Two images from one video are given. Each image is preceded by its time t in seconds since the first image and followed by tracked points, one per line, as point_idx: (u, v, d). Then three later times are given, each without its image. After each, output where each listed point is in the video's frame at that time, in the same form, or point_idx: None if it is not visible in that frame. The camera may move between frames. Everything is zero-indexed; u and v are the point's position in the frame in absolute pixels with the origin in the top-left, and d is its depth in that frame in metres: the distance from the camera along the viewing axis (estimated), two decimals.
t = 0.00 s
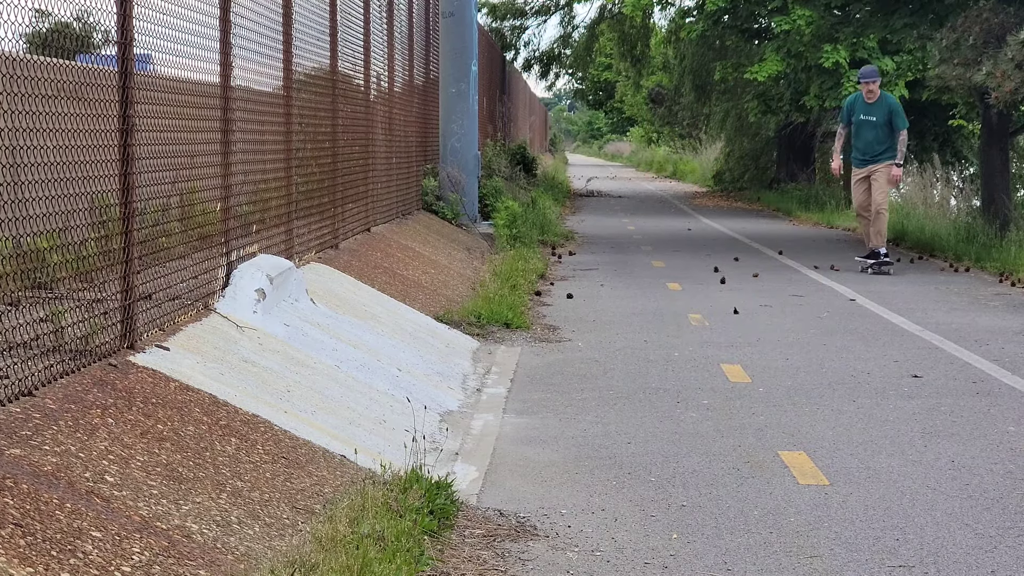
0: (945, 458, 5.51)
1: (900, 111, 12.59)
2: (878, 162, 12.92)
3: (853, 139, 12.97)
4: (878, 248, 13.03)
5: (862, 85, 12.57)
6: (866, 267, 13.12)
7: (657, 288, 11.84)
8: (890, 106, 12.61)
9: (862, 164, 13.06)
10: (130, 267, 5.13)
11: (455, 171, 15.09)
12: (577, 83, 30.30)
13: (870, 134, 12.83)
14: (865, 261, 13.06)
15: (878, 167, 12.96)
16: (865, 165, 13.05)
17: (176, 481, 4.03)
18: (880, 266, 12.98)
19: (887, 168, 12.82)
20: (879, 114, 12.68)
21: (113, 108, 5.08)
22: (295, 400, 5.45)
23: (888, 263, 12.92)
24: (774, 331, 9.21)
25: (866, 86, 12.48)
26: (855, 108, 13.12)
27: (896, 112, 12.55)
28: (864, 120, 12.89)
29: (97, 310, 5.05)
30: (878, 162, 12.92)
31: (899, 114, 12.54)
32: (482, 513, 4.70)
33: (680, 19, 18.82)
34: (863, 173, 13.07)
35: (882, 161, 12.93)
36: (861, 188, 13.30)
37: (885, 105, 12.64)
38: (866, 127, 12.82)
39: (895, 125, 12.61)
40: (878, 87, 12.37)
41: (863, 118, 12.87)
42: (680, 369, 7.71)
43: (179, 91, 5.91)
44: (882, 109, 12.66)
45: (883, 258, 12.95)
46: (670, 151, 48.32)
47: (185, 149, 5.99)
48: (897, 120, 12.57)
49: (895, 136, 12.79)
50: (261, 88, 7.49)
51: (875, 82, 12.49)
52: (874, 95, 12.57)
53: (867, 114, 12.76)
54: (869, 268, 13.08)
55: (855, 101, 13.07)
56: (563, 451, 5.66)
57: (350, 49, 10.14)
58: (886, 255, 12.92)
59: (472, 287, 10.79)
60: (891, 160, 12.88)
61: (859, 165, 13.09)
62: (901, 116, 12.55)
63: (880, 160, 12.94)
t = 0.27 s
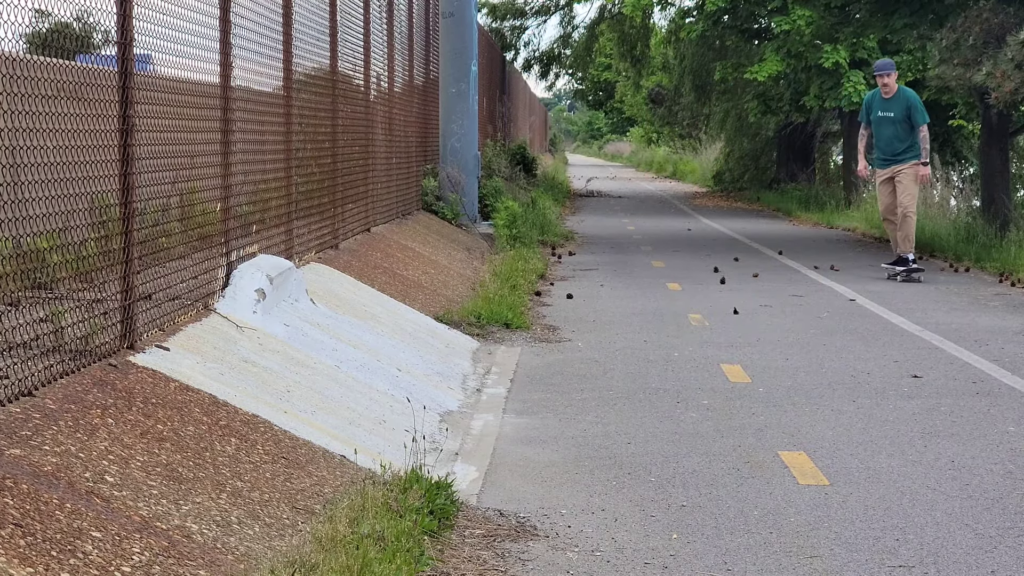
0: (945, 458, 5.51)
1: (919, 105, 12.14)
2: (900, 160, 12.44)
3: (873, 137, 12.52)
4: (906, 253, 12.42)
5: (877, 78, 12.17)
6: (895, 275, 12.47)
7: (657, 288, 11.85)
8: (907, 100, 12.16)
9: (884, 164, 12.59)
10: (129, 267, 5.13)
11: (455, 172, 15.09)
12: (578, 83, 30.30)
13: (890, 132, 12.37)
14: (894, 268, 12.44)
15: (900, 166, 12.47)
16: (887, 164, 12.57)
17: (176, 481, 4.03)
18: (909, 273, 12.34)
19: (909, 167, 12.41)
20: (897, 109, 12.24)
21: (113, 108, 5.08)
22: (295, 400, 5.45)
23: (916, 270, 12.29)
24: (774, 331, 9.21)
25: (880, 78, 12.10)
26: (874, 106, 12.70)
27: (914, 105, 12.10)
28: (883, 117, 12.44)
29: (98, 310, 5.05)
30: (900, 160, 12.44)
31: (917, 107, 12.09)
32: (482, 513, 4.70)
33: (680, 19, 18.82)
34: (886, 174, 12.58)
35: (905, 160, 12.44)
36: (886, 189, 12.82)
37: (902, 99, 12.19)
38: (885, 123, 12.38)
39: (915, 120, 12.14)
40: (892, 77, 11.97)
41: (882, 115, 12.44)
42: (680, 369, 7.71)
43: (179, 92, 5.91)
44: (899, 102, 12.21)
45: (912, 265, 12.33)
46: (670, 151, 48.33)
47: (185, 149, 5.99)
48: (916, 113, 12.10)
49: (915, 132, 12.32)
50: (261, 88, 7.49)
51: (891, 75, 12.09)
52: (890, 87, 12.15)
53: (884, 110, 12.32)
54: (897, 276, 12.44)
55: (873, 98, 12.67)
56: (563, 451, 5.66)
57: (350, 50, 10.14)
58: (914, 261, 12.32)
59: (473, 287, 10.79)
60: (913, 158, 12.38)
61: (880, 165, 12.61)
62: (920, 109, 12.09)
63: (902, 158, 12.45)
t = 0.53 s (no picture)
0: (945, 458, 5.51)
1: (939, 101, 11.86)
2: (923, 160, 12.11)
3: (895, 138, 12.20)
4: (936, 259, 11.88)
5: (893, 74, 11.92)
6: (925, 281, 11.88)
7: (658, 288, 11.84)
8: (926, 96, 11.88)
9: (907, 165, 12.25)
10: (130, 266, 5.12)
11: (455, 171, 15.08)
12: (578, 82, 30.27)
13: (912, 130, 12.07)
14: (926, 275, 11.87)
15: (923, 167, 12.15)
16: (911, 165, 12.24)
17: (176, 481, 4.02)
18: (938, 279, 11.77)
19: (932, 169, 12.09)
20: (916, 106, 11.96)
21: (113, 108, 5.08)
22: (295, 400, 5.45)
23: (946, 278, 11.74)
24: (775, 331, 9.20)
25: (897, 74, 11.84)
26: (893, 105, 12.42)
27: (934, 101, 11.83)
28: (904, 117, 12.15)
29: (98, 310, 5.04)
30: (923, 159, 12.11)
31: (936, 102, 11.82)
32: (482, 513, 4.70)
33: (681, 19, 18.80)
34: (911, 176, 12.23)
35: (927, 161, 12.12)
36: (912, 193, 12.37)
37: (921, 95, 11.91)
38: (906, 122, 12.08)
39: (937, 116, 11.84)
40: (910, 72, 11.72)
41: (902, 114, 12.14)
42: (681, 369, 7.70)
43: (179, 91, 5.90)
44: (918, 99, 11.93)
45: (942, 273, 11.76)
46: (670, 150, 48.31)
47: (185, 149, 5.98)
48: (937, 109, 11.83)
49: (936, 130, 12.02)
50: (261, 88, 7.49)
51: (908, 71, 11.82)
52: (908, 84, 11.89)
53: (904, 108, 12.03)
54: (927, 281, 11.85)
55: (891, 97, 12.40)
56: (563, 451, 5.65)
57: (350, 49, 10.13)
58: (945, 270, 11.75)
59: (473, 287, 10.79)
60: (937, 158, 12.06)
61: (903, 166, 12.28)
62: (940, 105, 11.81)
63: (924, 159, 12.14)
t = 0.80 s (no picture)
0: (945, 458, 5.51)
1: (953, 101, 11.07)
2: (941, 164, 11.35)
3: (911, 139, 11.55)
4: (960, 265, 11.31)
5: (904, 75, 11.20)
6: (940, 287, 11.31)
7: (658, 288, 11.84)
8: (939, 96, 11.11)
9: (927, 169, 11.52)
10: (130, 266, 5.12)
11: (455, 171, 15.08)
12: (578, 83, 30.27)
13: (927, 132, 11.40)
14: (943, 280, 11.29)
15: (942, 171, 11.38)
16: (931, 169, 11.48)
17: (176, 481, 4.03)
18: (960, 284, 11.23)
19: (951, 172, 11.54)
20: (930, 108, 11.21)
21: (113, 108, 5.08)
22: (295, 400, 5.45)
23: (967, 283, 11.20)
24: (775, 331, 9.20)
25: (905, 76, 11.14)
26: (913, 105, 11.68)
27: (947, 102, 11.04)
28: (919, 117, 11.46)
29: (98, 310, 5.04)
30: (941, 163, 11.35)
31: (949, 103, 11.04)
32: (482, 513, 4.70)
33: (681, 19, 18.80)
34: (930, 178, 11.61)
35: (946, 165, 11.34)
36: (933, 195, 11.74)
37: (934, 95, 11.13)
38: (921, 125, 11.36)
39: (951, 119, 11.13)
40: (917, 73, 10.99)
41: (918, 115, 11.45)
42: (681, 369, 7.70)
43: (179, 91, 5.90)
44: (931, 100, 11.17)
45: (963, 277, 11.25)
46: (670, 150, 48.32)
47: (185, 149, 5.98)
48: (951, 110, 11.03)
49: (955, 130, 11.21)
50: (261, 88, 7.49)
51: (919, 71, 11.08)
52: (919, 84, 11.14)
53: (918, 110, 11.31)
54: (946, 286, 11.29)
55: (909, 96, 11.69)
56: (563, 451, 5.65)
57: (350, 49, 10.13)
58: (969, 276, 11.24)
59: (473, 287, 10.79)
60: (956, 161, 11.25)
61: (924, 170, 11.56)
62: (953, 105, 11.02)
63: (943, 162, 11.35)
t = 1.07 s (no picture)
0: (945, 458, 5.51)
1: (960, 102, 10.45)
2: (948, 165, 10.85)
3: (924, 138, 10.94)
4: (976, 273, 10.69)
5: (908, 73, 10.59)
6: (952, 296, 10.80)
7: (658, 288, 11.84)
8: (946, 95, 10.50)
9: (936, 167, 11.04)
10: (129, 266, 5.12)
11: (455, 172, 15.09)
12: (578, 82, 30.28)
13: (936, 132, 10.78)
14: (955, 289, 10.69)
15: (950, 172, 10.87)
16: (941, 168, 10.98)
17: (175, 481, 4.03)
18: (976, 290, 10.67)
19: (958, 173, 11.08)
20: (935, 107, 10.63)
21: (112, 108, 5.07)
22: (295, 400, 5.45)
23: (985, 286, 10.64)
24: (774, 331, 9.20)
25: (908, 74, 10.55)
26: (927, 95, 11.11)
27: (952, 102, 10.45)
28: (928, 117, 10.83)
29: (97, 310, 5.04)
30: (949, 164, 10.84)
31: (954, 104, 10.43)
32: (482, 513, 4.70)
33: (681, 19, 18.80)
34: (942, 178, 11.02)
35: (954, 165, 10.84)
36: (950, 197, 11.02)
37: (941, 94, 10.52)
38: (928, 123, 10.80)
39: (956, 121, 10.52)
40: (921, 73, 10.38)
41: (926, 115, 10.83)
42: (681, 369, 7.70)
43: (179, 91, 5.91)
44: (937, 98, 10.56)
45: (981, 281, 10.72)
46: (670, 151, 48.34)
47: (185, 149, 5.98)
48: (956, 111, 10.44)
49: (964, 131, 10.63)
50: (261, 88, 7.49)
51: (923, 72, 10.43)
52: (924, 83, 10.53)
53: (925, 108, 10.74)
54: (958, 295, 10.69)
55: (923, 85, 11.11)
56: (563, 451, 5.65)
57: (350, 49, 10.13)
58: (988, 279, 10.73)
59: (473, 287, 10.79)
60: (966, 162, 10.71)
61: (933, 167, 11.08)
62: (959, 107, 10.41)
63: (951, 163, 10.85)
